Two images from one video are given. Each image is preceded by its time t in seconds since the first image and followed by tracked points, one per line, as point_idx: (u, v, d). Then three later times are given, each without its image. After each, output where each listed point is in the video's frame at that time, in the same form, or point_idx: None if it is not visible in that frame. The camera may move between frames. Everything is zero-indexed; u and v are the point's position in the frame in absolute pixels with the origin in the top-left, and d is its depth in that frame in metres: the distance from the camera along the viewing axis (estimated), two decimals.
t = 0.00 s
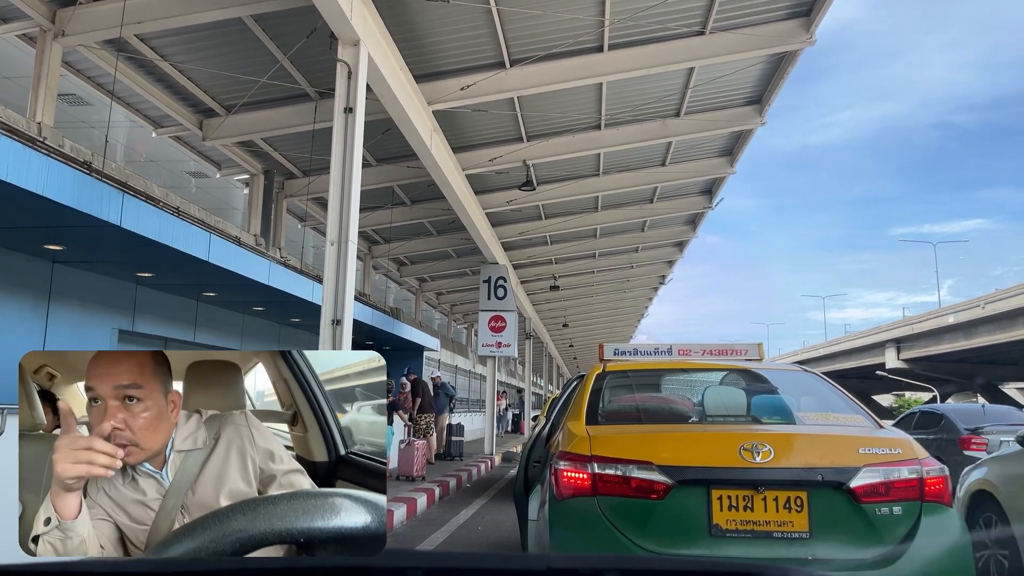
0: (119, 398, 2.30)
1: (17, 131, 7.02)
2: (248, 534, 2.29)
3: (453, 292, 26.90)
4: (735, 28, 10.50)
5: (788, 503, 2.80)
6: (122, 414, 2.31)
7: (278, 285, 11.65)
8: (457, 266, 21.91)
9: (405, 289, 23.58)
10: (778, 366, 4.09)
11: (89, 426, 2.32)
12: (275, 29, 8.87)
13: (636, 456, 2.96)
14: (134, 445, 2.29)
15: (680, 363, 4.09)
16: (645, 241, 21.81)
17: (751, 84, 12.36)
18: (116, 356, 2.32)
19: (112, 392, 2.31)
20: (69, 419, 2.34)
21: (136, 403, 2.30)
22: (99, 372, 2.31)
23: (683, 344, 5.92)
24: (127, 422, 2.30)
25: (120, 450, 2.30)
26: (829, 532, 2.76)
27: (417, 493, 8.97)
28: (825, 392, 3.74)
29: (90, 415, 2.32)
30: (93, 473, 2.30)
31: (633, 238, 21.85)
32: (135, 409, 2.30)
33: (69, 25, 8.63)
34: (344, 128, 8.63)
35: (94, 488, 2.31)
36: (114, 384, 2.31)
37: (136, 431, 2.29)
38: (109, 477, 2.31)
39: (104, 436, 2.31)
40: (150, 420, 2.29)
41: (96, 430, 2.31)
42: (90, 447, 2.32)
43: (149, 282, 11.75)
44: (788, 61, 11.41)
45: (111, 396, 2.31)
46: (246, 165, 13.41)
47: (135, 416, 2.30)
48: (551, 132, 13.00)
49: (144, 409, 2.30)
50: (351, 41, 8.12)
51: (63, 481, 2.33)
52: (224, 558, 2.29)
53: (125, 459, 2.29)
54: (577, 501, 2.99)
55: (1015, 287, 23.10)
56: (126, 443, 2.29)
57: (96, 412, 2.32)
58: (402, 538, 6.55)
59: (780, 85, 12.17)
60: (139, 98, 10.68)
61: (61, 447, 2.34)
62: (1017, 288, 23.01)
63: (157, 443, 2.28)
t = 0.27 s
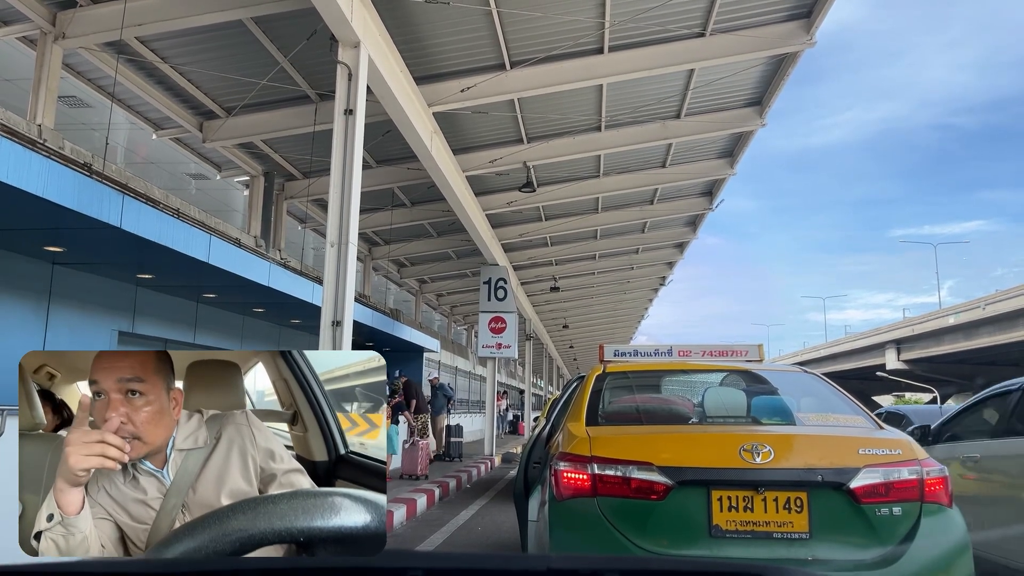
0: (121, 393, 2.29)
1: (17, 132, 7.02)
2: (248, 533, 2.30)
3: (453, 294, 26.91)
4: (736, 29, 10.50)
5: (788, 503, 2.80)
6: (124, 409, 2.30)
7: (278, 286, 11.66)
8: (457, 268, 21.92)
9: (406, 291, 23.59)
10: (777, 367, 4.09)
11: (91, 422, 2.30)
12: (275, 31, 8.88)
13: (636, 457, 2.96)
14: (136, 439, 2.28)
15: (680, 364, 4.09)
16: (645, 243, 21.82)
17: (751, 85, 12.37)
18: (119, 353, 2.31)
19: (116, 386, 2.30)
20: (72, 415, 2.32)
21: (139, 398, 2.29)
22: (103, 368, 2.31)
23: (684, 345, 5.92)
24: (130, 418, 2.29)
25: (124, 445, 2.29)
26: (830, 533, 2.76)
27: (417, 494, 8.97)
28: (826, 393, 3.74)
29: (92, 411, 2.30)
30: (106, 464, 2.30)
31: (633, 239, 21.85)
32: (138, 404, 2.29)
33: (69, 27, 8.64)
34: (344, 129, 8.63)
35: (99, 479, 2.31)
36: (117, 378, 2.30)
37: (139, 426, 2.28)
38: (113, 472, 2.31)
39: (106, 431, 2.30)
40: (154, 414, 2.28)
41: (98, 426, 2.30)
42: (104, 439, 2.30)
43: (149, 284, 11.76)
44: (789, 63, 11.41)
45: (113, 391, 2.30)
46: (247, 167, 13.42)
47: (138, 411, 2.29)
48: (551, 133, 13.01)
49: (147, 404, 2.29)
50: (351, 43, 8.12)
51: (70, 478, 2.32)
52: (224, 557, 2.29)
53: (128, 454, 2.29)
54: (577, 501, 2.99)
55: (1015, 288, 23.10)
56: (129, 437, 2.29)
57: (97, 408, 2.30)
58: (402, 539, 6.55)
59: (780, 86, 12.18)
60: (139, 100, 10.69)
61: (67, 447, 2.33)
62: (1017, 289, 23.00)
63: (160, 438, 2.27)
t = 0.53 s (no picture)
0: (122, 392, 2.28)
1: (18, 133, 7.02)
2: (248, 533, 2.28)
3: (454, 295, 26.91)
4: (736, 29, 10.50)
5: (789, 505, 2.79)
6: (124, 408, 2.29)
7: (279, 287, 11.65)
8: (457, 269, 21.92)
9: (406, 292, 23.59)
10: (778, 367, 4.09)
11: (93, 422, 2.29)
12: (275, 32, 8.88)
13: (637, 458, 2.96)
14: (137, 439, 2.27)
15: (680, 365, 4.08)
16: (646, 243, 21.82)
17: (752, 86, 12.36)
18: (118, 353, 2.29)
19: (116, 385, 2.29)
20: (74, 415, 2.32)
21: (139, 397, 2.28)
22: (103, 365, 2.30)
23: (684, 346, 5.91)
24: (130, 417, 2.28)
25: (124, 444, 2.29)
26: (831, 535, 2.76)
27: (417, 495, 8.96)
28: (826, 394, 3.73)
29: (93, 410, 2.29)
30: (106, 464, 2.29)
31: (633, 240, 21.84)
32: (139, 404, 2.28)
33: (70, 28, 8.64)
34: (344, 130, 8.62)
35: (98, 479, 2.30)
36: (118, 377, 2.29)
37: (139, 425, 2.27)
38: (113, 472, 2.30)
39: (107, 430, 2.29)
40: (154, 413, 2.27)
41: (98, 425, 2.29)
42: (104, 438, 2.29)
43: (149, 285, 11.75)
44: (789, 63, 11.41)
45: (113, 390, 2.28)
46: (247, 168, 13.42)
47: (139, 410, 2.28)
48: (552, 134, 13.00)
49: (147, 403, 2.28)
50: (351, 43, 8.12)
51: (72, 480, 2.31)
52: (224, 558, 2.28)
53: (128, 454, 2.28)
54: (578, 503, 2.98)
55: (1016, 289, 23.08)
56: (129, 436, 2.28)
57: (97, 406, 2.29)
58: (402, 541, 6.54)
59: (780, 87, 12.17)
60: (140, 101, 10.69)
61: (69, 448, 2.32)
62: (1018, 290, 22.98)
63: (160, 438, 2.26)
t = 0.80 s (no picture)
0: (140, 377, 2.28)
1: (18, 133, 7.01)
2: (248, 534, 2.28)
3: (454, 294, 26.91)
4: (736, 29, 10.50)
5: (789, 505, 2.79)
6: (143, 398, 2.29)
7: (279, 287, 11.65)
8: (457, 268, 21.93)
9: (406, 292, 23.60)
10: (778, 367, 4.08)
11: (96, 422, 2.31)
12: (275, 31, 8.87)
13: (637, 458, 2.96)
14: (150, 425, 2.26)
15: (680, 365, 4.09)
16: (646, 243, 21.81)
17: (752, 85, 12.36)
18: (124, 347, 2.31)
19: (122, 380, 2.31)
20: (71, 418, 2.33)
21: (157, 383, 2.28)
22: (123, 353, 2.31)
23: (684, 346, 5.91)
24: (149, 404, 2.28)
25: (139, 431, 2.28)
26: (832, 535, 2.75)
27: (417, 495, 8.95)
28: (825, 394, 3.73)
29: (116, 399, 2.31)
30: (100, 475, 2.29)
31: (633, 240, 21.85)
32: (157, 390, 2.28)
33: (70, 28, 8.63)
34: (344, 130, 8.62)
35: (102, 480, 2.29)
36: (139, 364, 2.30)
37: (154, 409, 2.27)
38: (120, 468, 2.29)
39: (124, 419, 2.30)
40: (170, 399, 2.27)
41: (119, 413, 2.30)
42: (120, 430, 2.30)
43: (149, 284, 11.75)
44: (790, 63, 11.41)
45: (135, 376, 2.30)
46: (247, 167, 13.42)
47: (155, 396, 2.28)
48: (552, 134, 13.00)
49: (164, 389, 2.28)
50: (351, 43, 8.11)
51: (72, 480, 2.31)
52: (225, 558, 2.28)
53: (142, 442, 2.27)
54: (578, 503, 2.98)
55: (1016, 289, 23.08)
56: (144, 423, 2.27)
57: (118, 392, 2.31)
58: (402, 541, 6.54)
59: (780, 86, 12.17)
60: (140, 101, 10.69)
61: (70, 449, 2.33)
62: (1018, 290, 22.99)
63: (173, 427, 2.25)
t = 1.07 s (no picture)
0: (203, 394, 2.25)
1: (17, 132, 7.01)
2: (248, 534, 2.29)
3: (454, 294, 26.92)
4: (735, 28, 10.51)
5: (789, 505, 2.79)
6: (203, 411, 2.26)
7: (279, 287, 11.65)
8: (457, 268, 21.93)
9: (406, 291, 23.60)
10: (779, 367, 4.08)
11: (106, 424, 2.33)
12: (275, 30, 8.87)
13: (637, 458, 2.96)
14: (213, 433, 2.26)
15: (680, 364, 4.08)
16: (646, 243, 21.81)
17: (751, 85, 12.36)
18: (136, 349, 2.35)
19: (132, 385, 2.33)
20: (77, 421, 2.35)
21: (222, 397, 2.26)
22: (187, 371, 2.26)
23: (684, 345, 5.91)
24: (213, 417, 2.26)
25: (203, 442, 2.27)
26: (831, 535, 2.75)
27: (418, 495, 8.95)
28: (826, 394, 3.73)
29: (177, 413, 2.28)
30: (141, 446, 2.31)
31: (633, 239, 21.85)
32: (221, 403, 2.26)
33: (69, 27, 8.63)
34: (344, 129, 8.62)
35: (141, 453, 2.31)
36: (200, 380, 2.26)
37: (219, 423, 2.25)
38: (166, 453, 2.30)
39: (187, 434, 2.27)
40: (235, 408, 2.26)
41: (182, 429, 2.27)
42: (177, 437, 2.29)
43: (149, 284, 11.75)
44: (789, 62, 11.41)
45: (197, 392, 2.26)
46: (247, 167, 13.42)
47: (221, 409, 2.26)
48: (552, 133, 13.00)
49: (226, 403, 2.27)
50: (351, 42, 8.11)
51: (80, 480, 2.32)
52: (225, 558, 2.29)
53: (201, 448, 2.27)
54: (578, 502, 2.99)
55: (1015, 288, 23.10)
56: (206, 435, 2.26)
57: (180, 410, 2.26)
58: (403, 540, 6.54)
59: (780, 85, 12.17)
60: (140, 100, 10.69)
61: (77, 449, 2.35)
62: (1017, 289, 23.00)
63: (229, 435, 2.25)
